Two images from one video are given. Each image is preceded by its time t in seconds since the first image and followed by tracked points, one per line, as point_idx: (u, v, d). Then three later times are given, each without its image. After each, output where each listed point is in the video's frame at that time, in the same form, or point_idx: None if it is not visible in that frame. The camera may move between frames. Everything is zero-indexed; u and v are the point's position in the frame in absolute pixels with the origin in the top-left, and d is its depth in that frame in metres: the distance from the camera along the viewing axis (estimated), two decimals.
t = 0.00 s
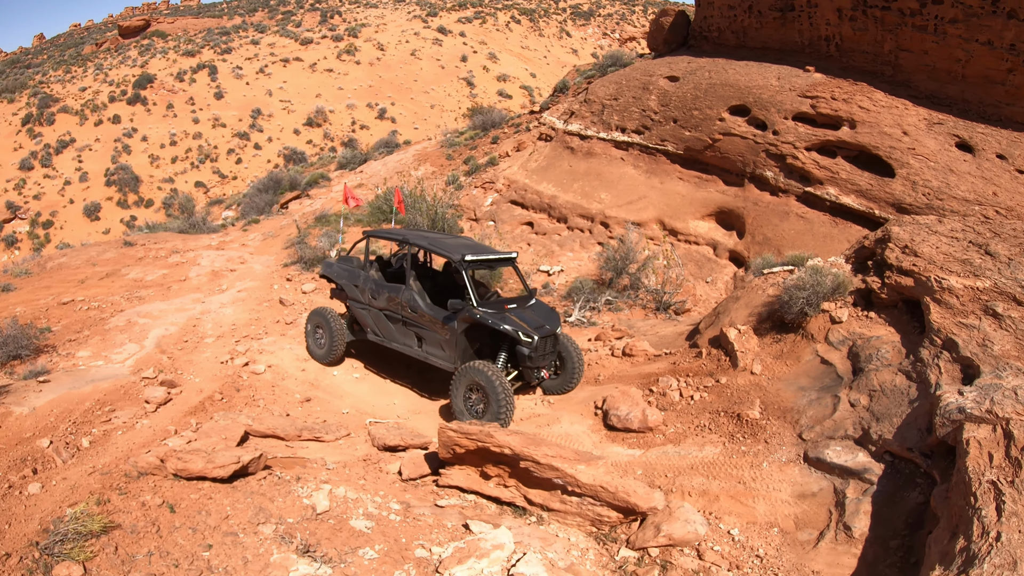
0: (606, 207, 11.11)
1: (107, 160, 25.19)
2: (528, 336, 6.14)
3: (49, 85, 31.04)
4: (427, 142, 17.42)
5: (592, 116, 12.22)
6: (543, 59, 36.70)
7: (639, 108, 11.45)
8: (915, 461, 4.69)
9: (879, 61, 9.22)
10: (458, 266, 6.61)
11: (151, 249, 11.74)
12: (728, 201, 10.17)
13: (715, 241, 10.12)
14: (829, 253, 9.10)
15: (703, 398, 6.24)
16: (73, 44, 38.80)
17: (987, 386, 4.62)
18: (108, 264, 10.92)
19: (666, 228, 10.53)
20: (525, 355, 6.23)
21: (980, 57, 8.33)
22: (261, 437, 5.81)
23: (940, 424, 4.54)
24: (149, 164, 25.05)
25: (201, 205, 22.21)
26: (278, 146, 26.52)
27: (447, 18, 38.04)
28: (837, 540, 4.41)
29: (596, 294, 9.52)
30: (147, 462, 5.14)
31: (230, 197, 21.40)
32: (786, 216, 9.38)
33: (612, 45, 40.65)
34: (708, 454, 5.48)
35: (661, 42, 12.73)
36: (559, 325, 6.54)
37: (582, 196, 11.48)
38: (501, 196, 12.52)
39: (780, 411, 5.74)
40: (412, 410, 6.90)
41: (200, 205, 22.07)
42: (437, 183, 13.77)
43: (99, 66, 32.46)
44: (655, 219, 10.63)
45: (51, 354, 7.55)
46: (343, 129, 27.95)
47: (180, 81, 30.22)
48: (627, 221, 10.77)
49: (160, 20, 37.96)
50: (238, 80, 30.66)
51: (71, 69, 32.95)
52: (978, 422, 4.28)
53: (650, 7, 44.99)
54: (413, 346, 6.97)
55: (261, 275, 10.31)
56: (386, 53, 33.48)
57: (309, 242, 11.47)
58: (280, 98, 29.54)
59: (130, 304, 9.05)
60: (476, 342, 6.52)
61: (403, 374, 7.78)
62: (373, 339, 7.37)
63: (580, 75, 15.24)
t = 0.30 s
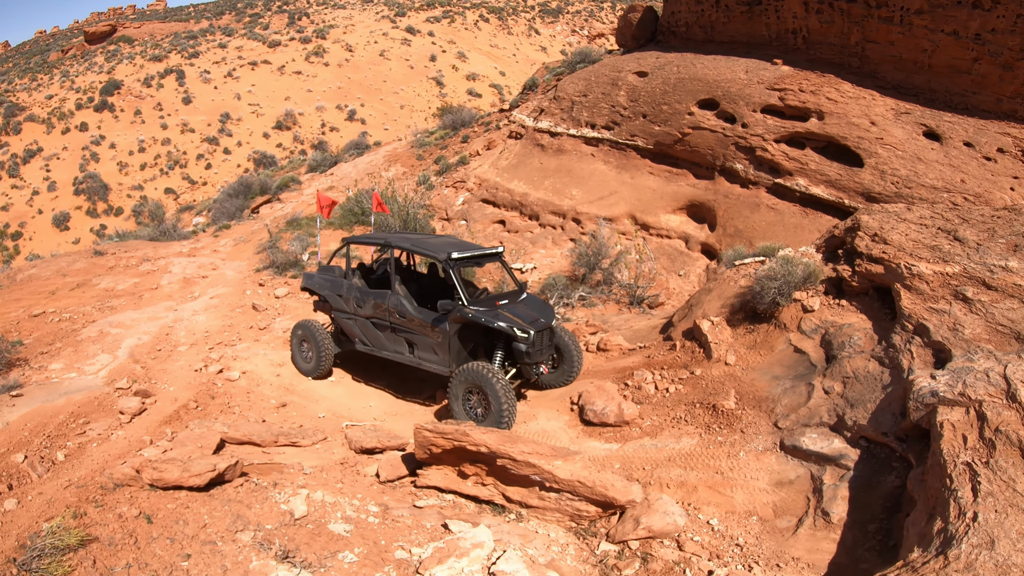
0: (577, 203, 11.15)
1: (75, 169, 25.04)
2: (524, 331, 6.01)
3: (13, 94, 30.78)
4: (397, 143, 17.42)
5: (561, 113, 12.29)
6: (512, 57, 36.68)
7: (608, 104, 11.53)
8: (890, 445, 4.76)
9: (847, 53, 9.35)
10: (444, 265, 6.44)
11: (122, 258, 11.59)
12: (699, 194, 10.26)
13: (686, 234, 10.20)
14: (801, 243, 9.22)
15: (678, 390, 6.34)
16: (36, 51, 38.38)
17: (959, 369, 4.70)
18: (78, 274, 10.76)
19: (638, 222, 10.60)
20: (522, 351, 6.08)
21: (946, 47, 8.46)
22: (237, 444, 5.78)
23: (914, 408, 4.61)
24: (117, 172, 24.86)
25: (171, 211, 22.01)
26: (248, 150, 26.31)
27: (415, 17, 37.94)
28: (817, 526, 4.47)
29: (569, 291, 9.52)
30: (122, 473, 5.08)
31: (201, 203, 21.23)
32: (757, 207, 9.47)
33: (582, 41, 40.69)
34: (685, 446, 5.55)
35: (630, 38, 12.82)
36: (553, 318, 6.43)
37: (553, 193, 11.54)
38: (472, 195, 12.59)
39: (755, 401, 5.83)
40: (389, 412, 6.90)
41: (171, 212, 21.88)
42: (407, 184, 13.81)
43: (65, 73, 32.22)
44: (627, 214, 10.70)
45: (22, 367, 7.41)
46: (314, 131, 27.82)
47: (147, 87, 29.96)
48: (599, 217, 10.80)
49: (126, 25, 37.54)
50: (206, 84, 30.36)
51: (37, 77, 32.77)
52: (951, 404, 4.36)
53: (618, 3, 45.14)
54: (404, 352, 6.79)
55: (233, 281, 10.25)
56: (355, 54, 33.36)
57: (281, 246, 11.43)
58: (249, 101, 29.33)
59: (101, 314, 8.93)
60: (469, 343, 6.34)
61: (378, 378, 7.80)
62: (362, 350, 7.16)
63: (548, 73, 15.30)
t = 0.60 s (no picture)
0: (561, 201, 11.19)
1: (56, 173, 25.02)
2: (533, 321, 5.86)
3: None
4: (380, 142, 17.41)
5: (545, 111, 12.36)
6: (495, 55, 36.65)
7: (591, 102, 11.58)
8: (877, 438, 4.81)
9: (828, 49, 9.43)
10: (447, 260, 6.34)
11: (105, 262, 11.51)
12: (683, 190, 10.31)
13: (670, 231, 10.23)
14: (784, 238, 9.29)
15: (665, 385, 6.40)
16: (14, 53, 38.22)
17: (944, 361, 4.76)
18: (61, 279, 10.67)
19: (622, 219, 10.63)
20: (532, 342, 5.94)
21: (927, 42, 8.55)
22: (224, 447, 5.76)
23: (900, 400, 4.66)
24: (99, 175, 24.78)
25: (153, 214, 21.91)
26: (231, 152, 26.20)
27: (397, 17, 37.87)
28: (806, 519, 4.51)
29: (554, 288, 9.56)
30: (109, 479, 5.04)
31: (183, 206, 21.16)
32: (740, 203, 9.52)
33: (564, 39, 40.61)
34: (673, 441, 5.59)
35: (612, 35, 12.87)
36: (560, 307, 6.32)
37: (537, 191, 11.58)
38: (456, 194, 12.68)
39: (742, 396, 5.88)
40: (376, 413, 6.91)
41: (153, 214, 21.79)
42: (391, 184, 13.87)
43: (46, 76, 32.18)
44: (610, 211, 10.74)
45: (4, 373, 7.34)
46: (296, 131, 27.76)
47: (129, 89, 29.83)
48: (583, 214, 10.83)
49: (108, 27, 37.33)
50: (188, 85, 30.20)
51: (18, 80, 32.89)
52: (937, 396, 4.42)
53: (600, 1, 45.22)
54: (409, 353, 6.66)
55: (217, 283, 10.21)
56: (337, 53, 33.28)
57: (265, 247, 11.40)
58: (231, 102, 29.21)
59: (85, 319, 8.87)
60: (476, 338, 6.26)
61: (364, 378, 7.80)
62: (364, 354, 6.99)
63: (531, 71, 15.33)
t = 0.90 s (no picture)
0: (546, 198, 11.21)
1: (39, 176, 24.83)
2: (543, 314, 5.80)
3: None
4: (364, 141, 17.39)
5: (529, 108, 12.40)
6: (478, 53, 36.59)
7: (575, 99, 11.62)
8: (864, 430, 4.86)
9: (811, 45, 9.51)
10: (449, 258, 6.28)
11: (89, 265, 11.41)
12: (667, 186, 10.35)
13: (655, 227, 10.26)
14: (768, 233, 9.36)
15: (652, 381, 6.46)
16: None
17: (929, 353, 4.81)
18: (44, 282, 10.58)
19: (607, 216, 10.65)
20: (544, 336, 5.88)
21: (909, 38, 8.62)
22: (211, 450, 5.75)
23: (885, 393, 4.71)
24: (81, 177, 24.59)
25: (136, 215, 21.78)
26: (215, 152, 26.06)
27: (380, 15, 37.75)
28: (794, 511, 4.55)
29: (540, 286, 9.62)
30: (97, 484, 5.02)
31: (166, 207, 21.08)
32: (725, 199, 9.55)
33: (547, 37, 40.53)
34: (660, 436, 5.63)
35: (596, 32, 12.91)
36: (568, 298, 6.28)
37: (521, 188, 11.61)
38: (440, 192, 12.73)
39: (728, 390, 5.93)
40: (363, 413, 6.91)
41: (136, 216, 21.65)
42: (375, 183, 13.92)
43: (27, 78, 31.95)
44: (595, 208, 10.76)
45: None
46: (280, 131, 27.66)
47: (111, 90, 29.62)
48: (568, 211, 10.85)
49: (89, 27, 37.06)
50: (170, 86, 30.02)
51: None
52: (922, 388, 4.48)
53: None
54: (415, 355, 6.60)
55: (202, 284, 10.17)
56: (320, 53, 33.17)
57: (249, 248, 11.36)
58: (214, 103, 29.03)
59: (69, 323, 8.80)
60: (485, 337, 6.18)
61: (351, 378, 7.80)
62: (368, 359, 6.91)
63: (514, 69, 15.34)
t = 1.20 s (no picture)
0: (527, 195, 11.23)
1: (18, 180, 24.58)
2: (550, 315, 5.71)
3: None
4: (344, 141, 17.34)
5: (509, 106, 12.41)
6: (459, 51, 36.48)
7: (555, 96, 11.63)
8: (845, 422, 4.91)
9: (791, 41, 9.58)
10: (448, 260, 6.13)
11: (69, 269, 11.32)
12: (648, 181, 10.39)
13: (637, 223, 10.30)
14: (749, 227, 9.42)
15: (634, 376, 6.52)
16: None
17: (909, 345, 4.87)
18: (23, 288, 10.48)
19: (588, 213, 10.68)
20: (552, 338, 5.79)
21: (888, 33, 8.69)
22: (194, 454, 5.73)
23: (866, 384, 4.76)
24: (61, 181, 24.38)
25: (117, 219, 21.60)
26: (195, 154, 25.87)
27: (360, 14, 37.59)
28: (777, 504, 4.60)
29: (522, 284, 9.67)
30: (79, 490, 4.99)
31: (147, 210, 20.93)
32: (705, 194, 9.61)
33: (530, 34, 40.05)
34: (643, 432, 5.68)
35: (576, 30, 12.92)
36: (573, 296, 6.21)
37: (502, 186, 11.63)
38: (421, 191, 12.74)
39: (710, 384, 5.98)
40: (346, 414, 6.92)
41: (116, 219, 21.48)
42: (356, 183, 13.91)
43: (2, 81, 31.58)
44: (576, 205, 10.79)
45: None
46: (260, 132, 27.49)
47: (90, 92, 29.34)
48: (549, 209, 10.86)
49: (67, 29, 36.70)
50: (150, 87, 29.78)
51: None
52: (902, 379, 4.53)
53: None
54: (420, 363, 6.48)
55: (183, 287, 10.11)
56: (300, 52, 33.00)
57: (231, 250, 11.31)
58: (194, 104, 28.82)
59: (50, 328, 8.73)
60: (491, 340, 6.07)
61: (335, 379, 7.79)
62: (370, 369, 6.78)
63: (494, 66, 15.34)
